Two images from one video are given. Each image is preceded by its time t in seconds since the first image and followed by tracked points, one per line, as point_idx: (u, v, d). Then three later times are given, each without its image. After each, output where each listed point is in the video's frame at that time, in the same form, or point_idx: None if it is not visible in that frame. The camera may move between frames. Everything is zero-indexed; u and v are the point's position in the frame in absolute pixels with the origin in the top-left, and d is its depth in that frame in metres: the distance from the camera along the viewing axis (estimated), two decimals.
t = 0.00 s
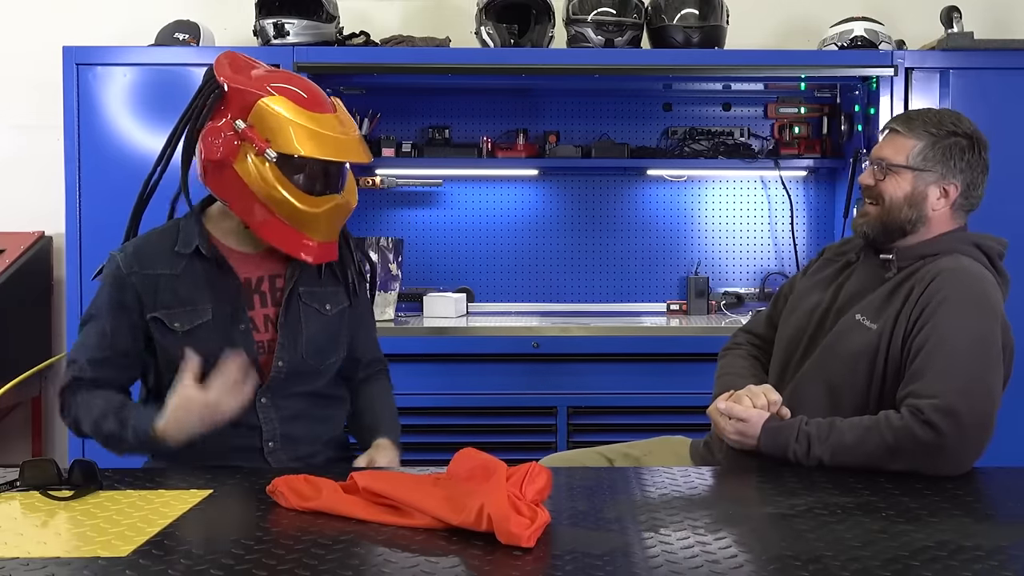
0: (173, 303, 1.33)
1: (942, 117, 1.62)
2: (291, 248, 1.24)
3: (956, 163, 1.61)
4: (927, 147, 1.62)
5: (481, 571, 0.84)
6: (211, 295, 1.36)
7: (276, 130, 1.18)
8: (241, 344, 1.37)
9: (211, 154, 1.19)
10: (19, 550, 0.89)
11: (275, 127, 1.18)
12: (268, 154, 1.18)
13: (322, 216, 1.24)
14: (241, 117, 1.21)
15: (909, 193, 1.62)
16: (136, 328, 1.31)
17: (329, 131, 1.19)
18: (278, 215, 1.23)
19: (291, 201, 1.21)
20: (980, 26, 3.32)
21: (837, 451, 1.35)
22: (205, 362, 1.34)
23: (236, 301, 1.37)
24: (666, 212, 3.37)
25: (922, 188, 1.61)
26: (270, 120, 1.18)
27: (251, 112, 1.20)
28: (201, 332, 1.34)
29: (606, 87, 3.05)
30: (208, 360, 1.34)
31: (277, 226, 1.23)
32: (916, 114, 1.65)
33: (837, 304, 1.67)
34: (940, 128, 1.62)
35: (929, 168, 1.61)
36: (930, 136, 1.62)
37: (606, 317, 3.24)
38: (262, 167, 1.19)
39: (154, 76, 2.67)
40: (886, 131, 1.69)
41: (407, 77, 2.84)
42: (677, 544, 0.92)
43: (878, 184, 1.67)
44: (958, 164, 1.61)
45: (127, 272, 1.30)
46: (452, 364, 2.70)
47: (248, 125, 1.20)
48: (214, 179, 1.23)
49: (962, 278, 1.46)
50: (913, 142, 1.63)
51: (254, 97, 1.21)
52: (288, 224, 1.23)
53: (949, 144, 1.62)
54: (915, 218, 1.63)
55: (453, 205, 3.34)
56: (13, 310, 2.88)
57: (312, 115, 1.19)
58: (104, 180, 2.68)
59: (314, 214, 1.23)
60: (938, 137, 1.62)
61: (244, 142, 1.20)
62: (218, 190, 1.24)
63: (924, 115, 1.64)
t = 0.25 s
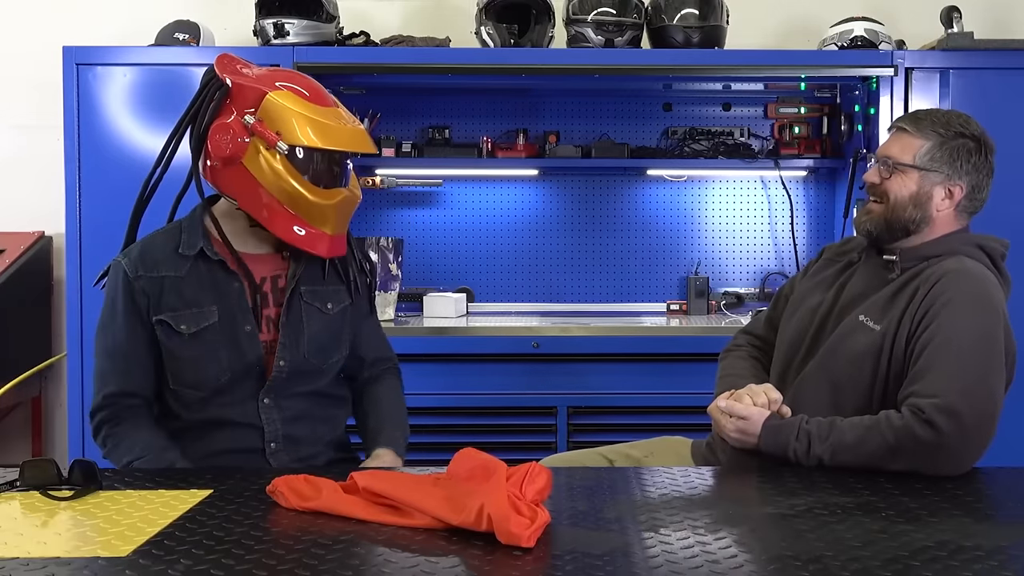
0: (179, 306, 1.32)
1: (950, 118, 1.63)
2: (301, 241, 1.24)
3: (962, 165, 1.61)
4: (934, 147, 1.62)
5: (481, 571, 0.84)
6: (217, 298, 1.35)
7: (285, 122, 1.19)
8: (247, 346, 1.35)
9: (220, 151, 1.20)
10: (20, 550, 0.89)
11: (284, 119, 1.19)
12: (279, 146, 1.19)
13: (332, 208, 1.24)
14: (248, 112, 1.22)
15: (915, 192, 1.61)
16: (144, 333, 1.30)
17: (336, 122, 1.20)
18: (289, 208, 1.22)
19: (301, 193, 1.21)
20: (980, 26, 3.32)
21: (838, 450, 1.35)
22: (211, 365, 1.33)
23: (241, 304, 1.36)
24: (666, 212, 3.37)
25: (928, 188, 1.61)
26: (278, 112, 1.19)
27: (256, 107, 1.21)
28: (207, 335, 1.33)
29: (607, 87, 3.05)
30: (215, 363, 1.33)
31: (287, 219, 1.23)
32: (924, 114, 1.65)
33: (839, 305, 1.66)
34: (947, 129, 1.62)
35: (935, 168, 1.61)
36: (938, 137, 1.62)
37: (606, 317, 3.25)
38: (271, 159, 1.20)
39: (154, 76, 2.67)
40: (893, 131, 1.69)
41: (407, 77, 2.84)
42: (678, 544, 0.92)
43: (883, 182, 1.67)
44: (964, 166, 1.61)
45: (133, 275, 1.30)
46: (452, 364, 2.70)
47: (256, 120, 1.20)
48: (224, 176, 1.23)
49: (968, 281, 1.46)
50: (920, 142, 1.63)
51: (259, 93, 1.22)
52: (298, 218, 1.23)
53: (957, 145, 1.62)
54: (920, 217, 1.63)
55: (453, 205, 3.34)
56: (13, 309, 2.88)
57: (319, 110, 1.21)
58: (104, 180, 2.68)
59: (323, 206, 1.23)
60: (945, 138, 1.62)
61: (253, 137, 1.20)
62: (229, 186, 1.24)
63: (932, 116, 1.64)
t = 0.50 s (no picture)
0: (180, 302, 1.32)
1: (953, 120, 1.63)
2: (298, 244, 1.24)
3: (965, 167, 1.63)
4: (937, 149, 1.63)
5: (481, 571, 0.84)
6: (218, 295, 1.35)
7: (281, 122, 1.19)
8: (248, 345, 1.36)
9: (217, 151, 1.19)
10: (20, 550, 0.89)
11: (280, 122, 1.19)
12: (274, 148, 1.19)
13: (330, 211, 1.23)
14: (246, 113, 1.22)
15: (918, 194, 1.62)
16: (145, 329, 1.30)
17: (335, 124, 1.20)
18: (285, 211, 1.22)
19: (298, 195, 1.21)
20: (980, 26, 3.32)
21: (837, 450, 1.35)
22: (211, 362, 1.33)
23: (242, 302, 1.36)
24: (666, 212, 3.37)
25: (932, 190, 1.62)
26: (274, 113, 1.19)
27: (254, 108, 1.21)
28: (208, 332, 1.33)
29: (607, 87, 3.05)
30: (215, 360, 1.33)
31: (283, 222, 1.23)
32: (927, 114, 1.66)
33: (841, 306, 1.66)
34: (950, 131, 1.63)
35: (939, 170, 1.62)
36: (941, 138, 1.63)
37: (607, 317, 3.24)
38: (268, 162, 1.20)
39: (154, 76, 2.67)
40: (895, 133, 1.70)
41: (408, 77, 2.84)
42: (678, 544, 0.92)
43: (887, 184, 1.67)
44: (967, 168, 1.63)
45: (134, 270, 1.30)
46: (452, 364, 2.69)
47: (252, 120, 1.20)
48: (221, 177, 1.23)
49: (973, 285, 1.46)
50: (924, 144, 1.64)
51: (258, 92, 1.21)
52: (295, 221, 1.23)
53: (960, 147, 1.63)
54: (923, 219, 1.63)
55: (453, 205, 3.34)
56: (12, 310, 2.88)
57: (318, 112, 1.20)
58: (104, 180, 2.68)
59: (322, 209, 1.23)
60: (948, 140, 1.63)
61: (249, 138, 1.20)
62: (225, 187, 1.24)
63: (935, 117, 1.65)
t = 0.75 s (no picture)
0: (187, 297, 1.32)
1: (950, 120, 1.61)
2: (297, 242, 1.24)
3: (964, 168, 1.61)
4: (936, 151, 1.60)
5: (481, 571, 0.84)
6: (224, 288, 1.36)
7: (282, 120, 1.18)
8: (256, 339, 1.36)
9: (217, 148, 1.19)
10: (20, 550, 0.89)
11: (282, 121, 1.18)
12: (275, 146, 1.19)
13: (329, 211, 1.24)
14: (247, 111, 1.22)
15: (919, 198, 1.60)
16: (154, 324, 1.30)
17: (336, 124, 1.20)
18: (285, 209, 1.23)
19: (298, 194, 1.21)
20: (980, 26, 3.32)
21: (839, 450, 1.35)
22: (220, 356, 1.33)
23: (247, 297, 1.36)
24: (665, 212, 3.37)
25: (932, 193, 1.60)
26: (275, 110, 1.19)
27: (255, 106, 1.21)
28: (216, 326, 1.33)
29: (607, 87, 3.05)
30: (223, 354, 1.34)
31: (283, 220, 1.23)
32: (923, 115, 1.63)
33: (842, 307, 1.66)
34: (948, 132, 1.61)
35: (939, 173, 1.60)
36: (940, 140, 1.61)
37: (607, 317, 3.24)
38: (268, 160, 1.19)
39: (154, 76, 2.67)
40: (891, 133, 1.67)
41: (408, 77, 2.84)
42: (678, 544, 0.92)
43: (886, 187, 1.65)
44: (966, 168, 1.61)
45: (139, 266, 1.30)
46: (452, 364, 2.69)
47: (253, 117, 1.20)
48: (221, 172, 1.23)
49: (972, 286, 1.47)
50: (923, 146, 1.61)
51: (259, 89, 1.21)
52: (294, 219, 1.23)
53: (959, 148, 1.61)
54: (923, 222, 1.61)
55: (453, 205, 3.34)
56: (12, 310, 2.88)
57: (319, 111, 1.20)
58: (104, 180, 2.68)
59: (322, 208, 1.23)
60: (946, 142, 1.61)
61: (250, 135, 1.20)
62: (226, 184, 1.24)
63: (933, 118, 1.62)
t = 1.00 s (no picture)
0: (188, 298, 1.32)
1: (939, 120, 1.62)
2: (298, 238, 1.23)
3: (954, 167, 1.63)
4: (926, 152, 1.62)
5: (481, 571, 0.84)
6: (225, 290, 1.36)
7: (278, 116, 1.18)
8: (257, 339, 1.36)
9: (216, 147, 1.19)
10: (20, 550, 0.89)
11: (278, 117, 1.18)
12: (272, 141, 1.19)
13: (328, 206, 1.23)
14: (245, 108, 1.22)
15: (911, 200, 1.62)
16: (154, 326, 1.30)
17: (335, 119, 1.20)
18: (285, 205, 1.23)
19: (296, 189, 1.21)
20: (980, 26, 3.32)
21: (840, 450, 1.35)
22: (221, 356, 1.34)
23: (249, 298, 1.36)
24: (665, 212, 3.37)
25: (924, 194, 1.61)
26: (271, 106, 1.19)
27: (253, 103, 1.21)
28: (218, 327, 1.34)
29: (607, 87, 3.05)
30: (225, 355, 1.34)
31: (283, 216, 1.23)
32: (910, 117, 1.64)
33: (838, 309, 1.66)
34: (937, 132, 1.62)
35: (930, 173, 1.62)
36: (929, 141, 1.62)
37: (607, 317, 3.24)
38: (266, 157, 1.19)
39: (154, 76, 2.67)
40: (879, 136, 1.68)
41: (408, 77, 2.83)
42: (678, 544, 0.92)
43: (878, 190, 1.65)
44: (956, 167, 1.63)
45: (140, 267, 1.29)
46: (452, 364, 2.69)
47: (250, 114, 1.20)
48: (221, 171, 1.23)
49: (968, 284, 1.47)
50: (913, 148, 1.63)
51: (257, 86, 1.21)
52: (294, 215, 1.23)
53: (948, 148, 1.63)
54: (917, 223, 1.63)
55: (453, 205, 3.34)
56: (12, 310, 2.88)
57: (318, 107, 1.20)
58: (104, 180, 2.68)
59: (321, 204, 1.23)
60: (935, 142, 1.63)
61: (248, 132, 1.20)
62: (226, 182, 1.24)
63: (920, 118, 1.63)
